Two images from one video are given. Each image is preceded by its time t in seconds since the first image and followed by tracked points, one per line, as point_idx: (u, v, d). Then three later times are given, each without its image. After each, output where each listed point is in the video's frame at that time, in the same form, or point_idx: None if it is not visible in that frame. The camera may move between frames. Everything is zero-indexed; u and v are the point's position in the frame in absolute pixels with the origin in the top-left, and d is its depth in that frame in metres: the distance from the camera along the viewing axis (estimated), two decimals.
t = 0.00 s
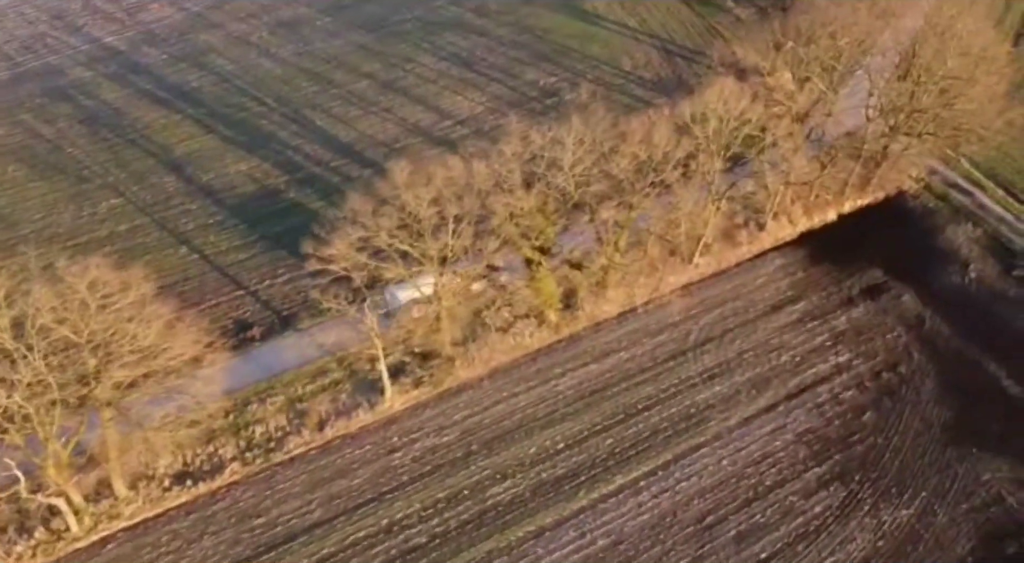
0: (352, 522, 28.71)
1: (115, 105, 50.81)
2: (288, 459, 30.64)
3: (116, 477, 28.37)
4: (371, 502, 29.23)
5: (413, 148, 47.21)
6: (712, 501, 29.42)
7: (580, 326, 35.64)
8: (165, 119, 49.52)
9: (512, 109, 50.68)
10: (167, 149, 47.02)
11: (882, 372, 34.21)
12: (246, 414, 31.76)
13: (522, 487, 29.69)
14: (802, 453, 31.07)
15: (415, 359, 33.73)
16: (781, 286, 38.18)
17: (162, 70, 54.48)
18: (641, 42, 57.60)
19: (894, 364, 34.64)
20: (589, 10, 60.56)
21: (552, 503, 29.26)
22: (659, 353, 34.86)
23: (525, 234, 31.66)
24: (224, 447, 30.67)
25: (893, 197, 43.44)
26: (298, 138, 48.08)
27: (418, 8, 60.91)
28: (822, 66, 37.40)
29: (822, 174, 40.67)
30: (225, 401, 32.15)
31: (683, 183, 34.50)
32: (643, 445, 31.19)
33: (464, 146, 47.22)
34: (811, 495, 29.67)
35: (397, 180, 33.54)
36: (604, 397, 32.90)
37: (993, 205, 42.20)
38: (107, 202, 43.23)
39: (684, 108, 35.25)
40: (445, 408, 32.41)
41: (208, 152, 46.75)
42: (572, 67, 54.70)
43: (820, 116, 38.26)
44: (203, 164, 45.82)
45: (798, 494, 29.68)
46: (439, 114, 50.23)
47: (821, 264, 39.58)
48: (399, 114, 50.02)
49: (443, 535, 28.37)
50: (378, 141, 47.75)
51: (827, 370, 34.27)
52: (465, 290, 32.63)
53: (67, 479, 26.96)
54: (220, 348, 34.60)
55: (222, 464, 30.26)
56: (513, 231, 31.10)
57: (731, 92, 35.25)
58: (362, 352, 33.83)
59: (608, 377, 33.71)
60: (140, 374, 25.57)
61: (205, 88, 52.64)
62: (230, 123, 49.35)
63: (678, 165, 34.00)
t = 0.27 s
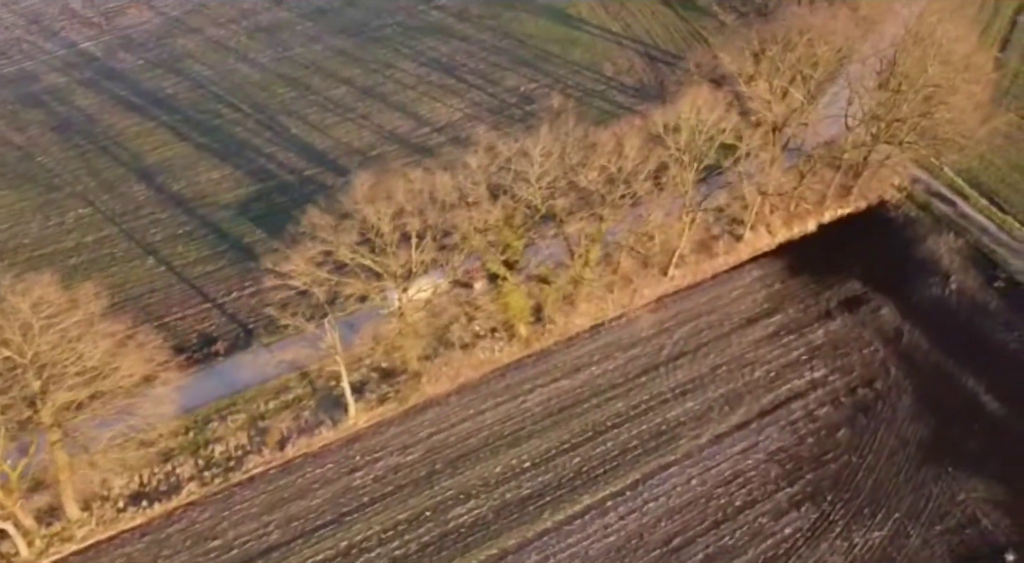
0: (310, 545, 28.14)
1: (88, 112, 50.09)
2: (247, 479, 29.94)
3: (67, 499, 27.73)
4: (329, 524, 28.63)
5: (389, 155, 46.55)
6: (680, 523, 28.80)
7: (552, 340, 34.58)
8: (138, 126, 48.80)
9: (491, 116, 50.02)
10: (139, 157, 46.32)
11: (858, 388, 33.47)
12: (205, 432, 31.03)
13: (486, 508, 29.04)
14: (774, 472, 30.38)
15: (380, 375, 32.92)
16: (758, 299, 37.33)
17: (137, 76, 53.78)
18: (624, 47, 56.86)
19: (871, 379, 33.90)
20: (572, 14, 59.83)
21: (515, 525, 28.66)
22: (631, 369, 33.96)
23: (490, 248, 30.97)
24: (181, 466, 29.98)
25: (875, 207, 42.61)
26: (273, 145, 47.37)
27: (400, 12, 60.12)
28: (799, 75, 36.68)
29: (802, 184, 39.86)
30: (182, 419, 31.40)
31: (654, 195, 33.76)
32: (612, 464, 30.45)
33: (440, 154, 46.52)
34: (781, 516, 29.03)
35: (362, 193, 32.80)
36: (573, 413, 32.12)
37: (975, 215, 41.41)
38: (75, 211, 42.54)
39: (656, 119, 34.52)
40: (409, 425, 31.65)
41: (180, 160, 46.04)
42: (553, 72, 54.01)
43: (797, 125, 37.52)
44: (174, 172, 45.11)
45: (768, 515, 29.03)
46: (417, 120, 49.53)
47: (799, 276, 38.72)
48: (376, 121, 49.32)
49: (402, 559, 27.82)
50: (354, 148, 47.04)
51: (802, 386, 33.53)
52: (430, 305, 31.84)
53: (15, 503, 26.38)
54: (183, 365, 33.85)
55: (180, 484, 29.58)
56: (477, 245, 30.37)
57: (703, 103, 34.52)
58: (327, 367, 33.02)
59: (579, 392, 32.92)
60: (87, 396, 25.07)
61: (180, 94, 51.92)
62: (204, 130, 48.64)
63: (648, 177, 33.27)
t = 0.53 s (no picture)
0: None
1: (60, 119, 49.38)
2: (204, 500, 29.32)
3: (17, 522, 27.18)
4: (287, 546, 28.06)
5: (365, 163, 45.94)
6: (645, 545, 28.21)
7: (523, 354, 33.87)
8: (110, 133, 48.10)
9: (470, 123, 49.39)
10: (110, 165, 45.63)
11: (834, 404, 32.73)
12: (162, 451, 30.32)
13: (447, 531, 28.45)
14: (744, 492, 29.72)
15: (345, 391, 32.12)
16: (733, 311, 36.52)
17: (112, 82, 53.06)
18: (606, 52, 56.14)
19: (846, 395, 33.16)
20: (555, 18, 59.09)
21: (477, 548, 28.08)
22: (602, 385, 33.18)
23: (454, 263, 30.24)
24: (136, 486, 29.34)
25: (856, 216, 41.81)
26: (246, 153, 46.65)
27: (380, 16, 59.33)
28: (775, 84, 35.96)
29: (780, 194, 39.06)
30: (137, 438, 30.70)
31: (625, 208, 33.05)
32: (578, 485, 29.80)
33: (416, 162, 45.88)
34: (749, 538, 28.42)
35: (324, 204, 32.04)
36: (541, 431, 31.43)
37: (957, 225, 40.69)
38: (43, 221, 41.86)
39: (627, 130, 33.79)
40: (372, 444, 30.98)
41: (152, 168, 45.33)
42: (534, 78, 53.33)
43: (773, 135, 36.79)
44: (145, 180, 44.42)
45: (736, 538, 28.44)
46: (394, 128, 48.85)
47: (777, 287, 37.91)
48: (352, 128, 48.61)
49: None
50: (328, 157, 46.35)
51: (775, 402, 32.79)
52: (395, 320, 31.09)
53: None
54: (144, 382, 33.21)
55: (135, 505, 28.96)
56: (440, 260, 29.65)
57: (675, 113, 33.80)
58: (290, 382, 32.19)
59: (547, 408, 32.21)
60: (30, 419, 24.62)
61: (154, 101, 51.19)
62: (177, 137, 47.93)
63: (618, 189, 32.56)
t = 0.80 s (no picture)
0: None
1: (32, 127, 48.65)
2: (160, 522, 28.74)
3: None
4: None
5: (340, 172, 45.33)
6: None
7: (492, 370, 33.14)
8: (82, 141, 47.37)
9: (448, 131, 48.72)
10: (80, 174, 44.92)
11: (807, 422, 32.05)
12: (118, 471, 29.60)
13: (408, 555, 27.98)
14: (711, 514, 29.13)
15: (308, 409, 31.32)
16: (708, 325, 35.76)
17: (87, 88, 52.33)
18: (588, 58, 55.38)
19: (821, 412, 32.47)
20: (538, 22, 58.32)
21: None
22: (571, 401, 32.43)
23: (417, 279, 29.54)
24: (90, 507, 28.73)
25: (837, 226, 41.03)
26: (219, 162, 45.95)
27: (360, 20, 58.51)
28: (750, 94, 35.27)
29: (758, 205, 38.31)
30: (91, 457, 29.98)
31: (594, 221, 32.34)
32: (543, 506, 29.22)
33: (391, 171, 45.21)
34: None
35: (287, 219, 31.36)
36: (506, 449, 30.76)
37: (939, 235, 39.98)
38: (9, 232, 41.18)
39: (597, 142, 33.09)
40: (334, 463, 30.30)
41: (123, 177, 44.62)
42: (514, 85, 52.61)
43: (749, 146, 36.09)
44: (115, 189, 43.72)
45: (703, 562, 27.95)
46: (370, 135, 48.14)
47: (754, 300, 37.16)
48: (328, 136, 47.88)
49: None
50: (302, 165, 45.66)
51: (748, 420, 32.11)
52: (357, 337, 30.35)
53: None
54: (102, 399, 32.42)
55: (88, 527, 28.39)
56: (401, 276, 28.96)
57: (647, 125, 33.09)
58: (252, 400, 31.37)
59: (513, 425, 31.53)
60: None
61: (128, 107, 50.45)
62: (150, 145, 47.21)
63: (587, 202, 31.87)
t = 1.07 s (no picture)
0: None
1: None
2: (107, 547, 27.99)
3: None
4: None
5: (310, 184, 44.59)
6: None
7: (454, 388, 32.39)
8: (48, 151, 46.61)
9: (421, 141, 47.94)
10: (45, 184, 44.16)
11: (776, 443, 31.27)
12: (66, 494, 28.88)
13: None
14: (674, 539, 28.40)
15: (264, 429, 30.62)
16: (679, 340, 34.99)
17: (57, 96, 51.54)
18: (567, 65, 54.58)
19: (790, 432, 31.71)
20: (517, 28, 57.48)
21: None
22: (535, 420, 31.68)
23: (372, 298, 28.77)
24: (35, 533, 28.01)
25: (813, 238, 40.22)
26: (187, 171, 45.18)
27: (337, 26, 57.70)
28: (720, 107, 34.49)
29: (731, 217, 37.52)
30: (38, 480, 29.26)
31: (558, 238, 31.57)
32: (501, 531, 28.47)
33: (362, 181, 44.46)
34: None
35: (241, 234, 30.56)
36: (466, 471, 30.01)
37: (916, 247, 39.17)
38: None
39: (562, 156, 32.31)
40: (289, 485, 29.55)
41: (88, 187, 43.86)
42: (491, 93, 51.80)
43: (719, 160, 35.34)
44: (80, 200, 42.98)
45: None
46: (342, 145, 47.38)
47: (726, 315, 36.39)
48: (299, 145, 47.11)
49: None
50: (271, 175, 44.90)
51: (716, 439, 31.35)
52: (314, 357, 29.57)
53: None
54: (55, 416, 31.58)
55: (32, 553, 27.69)
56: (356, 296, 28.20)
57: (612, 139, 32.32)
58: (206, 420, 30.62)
59: (475, 446, 30.75)
60: None
61: (98, 115, 49.66)
62: (117, 154, 46.43)
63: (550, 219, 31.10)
